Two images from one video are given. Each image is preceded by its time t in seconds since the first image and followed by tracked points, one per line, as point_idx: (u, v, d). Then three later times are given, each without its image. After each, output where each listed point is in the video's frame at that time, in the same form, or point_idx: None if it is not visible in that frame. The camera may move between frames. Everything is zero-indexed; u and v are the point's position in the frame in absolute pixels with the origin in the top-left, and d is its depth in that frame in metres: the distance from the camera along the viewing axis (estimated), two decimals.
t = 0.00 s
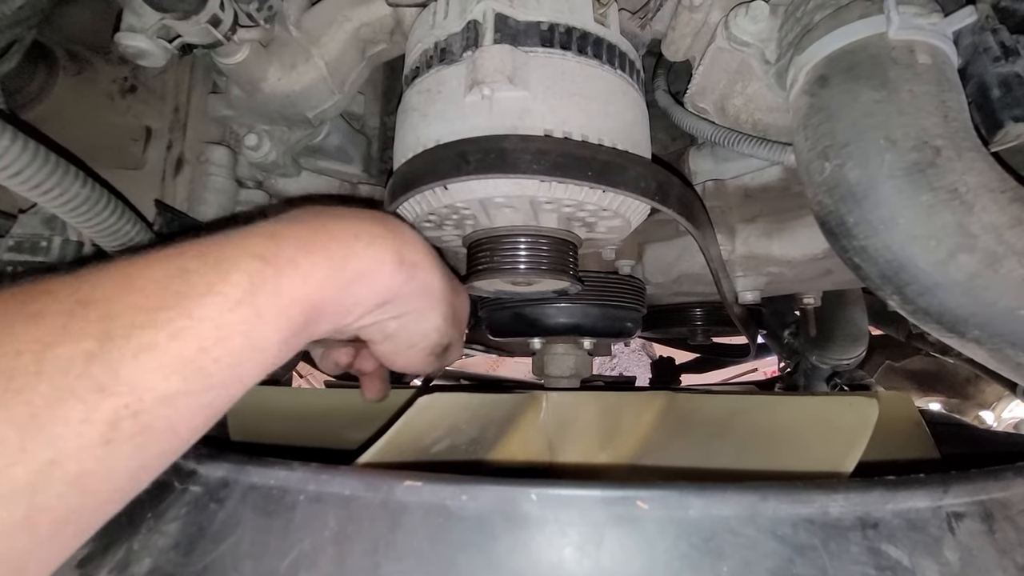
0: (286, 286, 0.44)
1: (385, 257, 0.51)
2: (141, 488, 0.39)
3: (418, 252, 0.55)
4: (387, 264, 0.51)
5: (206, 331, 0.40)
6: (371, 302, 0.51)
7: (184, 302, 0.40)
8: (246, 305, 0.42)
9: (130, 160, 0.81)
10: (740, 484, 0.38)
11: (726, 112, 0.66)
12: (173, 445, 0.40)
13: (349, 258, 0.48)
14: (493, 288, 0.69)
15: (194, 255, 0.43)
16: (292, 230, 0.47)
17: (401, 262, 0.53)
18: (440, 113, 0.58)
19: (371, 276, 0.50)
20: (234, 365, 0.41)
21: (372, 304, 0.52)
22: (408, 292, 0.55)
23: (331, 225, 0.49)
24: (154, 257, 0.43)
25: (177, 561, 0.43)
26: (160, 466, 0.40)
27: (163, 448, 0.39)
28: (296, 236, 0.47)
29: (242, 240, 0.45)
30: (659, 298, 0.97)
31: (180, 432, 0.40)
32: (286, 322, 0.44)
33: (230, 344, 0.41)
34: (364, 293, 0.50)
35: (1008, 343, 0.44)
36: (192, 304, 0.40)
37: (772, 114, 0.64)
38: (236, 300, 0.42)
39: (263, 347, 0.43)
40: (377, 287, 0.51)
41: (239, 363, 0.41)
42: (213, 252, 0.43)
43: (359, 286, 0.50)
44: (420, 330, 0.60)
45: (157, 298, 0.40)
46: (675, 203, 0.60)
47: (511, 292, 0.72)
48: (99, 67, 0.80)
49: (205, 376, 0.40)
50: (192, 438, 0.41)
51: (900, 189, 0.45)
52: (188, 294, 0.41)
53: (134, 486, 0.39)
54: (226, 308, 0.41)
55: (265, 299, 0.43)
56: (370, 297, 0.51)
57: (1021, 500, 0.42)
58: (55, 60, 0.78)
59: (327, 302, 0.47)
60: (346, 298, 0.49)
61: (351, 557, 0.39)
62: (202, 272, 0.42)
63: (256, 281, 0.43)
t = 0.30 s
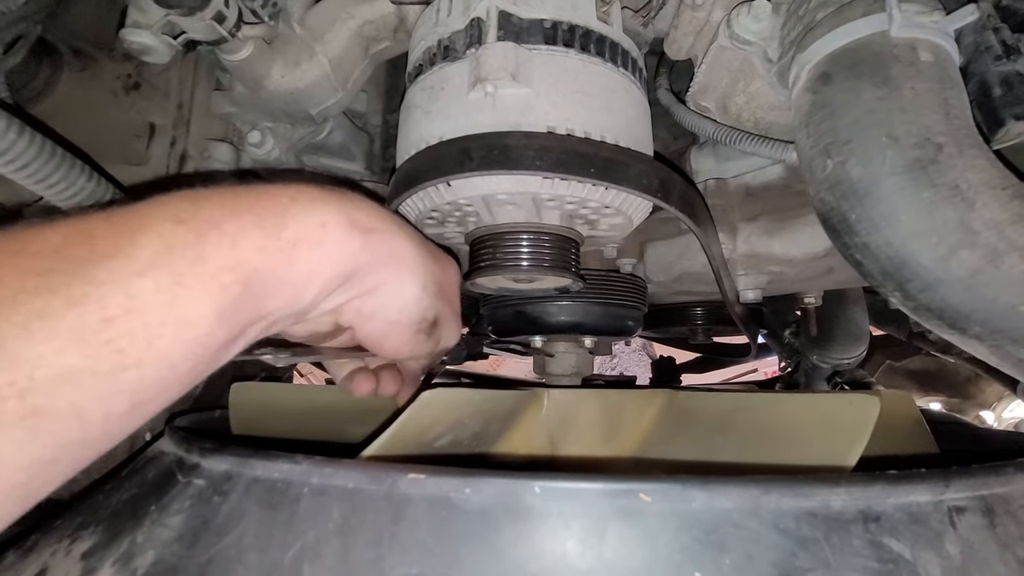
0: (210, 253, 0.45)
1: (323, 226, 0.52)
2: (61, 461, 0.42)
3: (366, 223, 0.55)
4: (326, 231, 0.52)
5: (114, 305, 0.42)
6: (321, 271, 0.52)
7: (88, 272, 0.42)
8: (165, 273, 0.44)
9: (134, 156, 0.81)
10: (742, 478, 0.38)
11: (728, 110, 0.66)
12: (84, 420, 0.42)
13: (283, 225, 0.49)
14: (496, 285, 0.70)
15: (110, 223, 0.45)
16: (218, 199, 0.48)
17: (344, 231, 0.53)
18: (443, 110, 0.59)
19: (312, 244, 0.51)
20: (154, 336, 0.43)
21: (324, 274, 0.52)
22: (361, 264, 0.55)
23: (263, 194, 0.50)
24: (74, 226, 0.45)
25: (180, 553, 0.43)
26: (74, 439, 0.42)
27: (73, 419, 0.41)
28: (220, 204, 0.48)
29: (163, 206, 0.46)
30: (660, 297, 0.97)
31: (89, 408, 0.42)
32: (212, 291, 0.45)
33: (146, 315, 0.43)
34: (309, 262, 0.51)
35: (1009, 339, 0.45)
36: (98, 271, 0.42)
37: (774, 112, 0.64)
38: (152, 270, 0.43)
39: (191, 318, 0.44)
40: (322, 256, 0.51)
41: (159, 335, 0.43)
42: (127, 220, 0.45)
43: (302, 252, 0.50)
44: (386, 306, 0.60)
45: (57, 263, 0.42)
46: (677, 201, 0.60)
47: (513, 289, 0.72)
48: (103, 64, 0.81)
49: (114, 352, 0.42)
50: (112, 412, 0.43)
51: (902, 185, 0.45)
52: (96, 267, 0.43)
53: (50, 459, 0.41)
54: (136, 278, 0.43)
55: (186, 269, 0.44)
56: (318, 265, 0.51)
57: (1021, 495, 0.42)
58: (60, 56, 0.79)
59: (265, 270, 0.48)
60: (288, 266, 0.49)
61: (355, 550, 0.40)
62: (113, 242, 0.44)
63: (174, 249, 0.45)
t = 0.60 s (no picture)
0: (176, 258, 0.46)
1: (294, 227, 0.52)
2: (41, 468, 0.44)
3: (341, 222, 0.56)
4: (298, 232, 0.52)
5: (73, 314, 0.43)
6: (296, 274, 0.52)
7: (47, 285, 0.43)
8: (130, 281, 0.44)
9: (136, 155, 0.81)
10: (744, 474, 0.38)
11: (729, 110, 0.66)
12: (53, 430, 0.43)
13: (251, 228, 0.49)
14: (497, 283, 0.70)
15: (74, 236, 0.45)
16: (184, 205, 0.48)
17: (315, 233, 0.53)
18: (446, 109, 0.59)
19: (285, 247, 0.51)
20: (120, 343, 0.44)
21: (301, 275, 0.53)
22: (338, 262, 0.56)
23: (229, 197, 0.50)
24: (26, 241, 0.45)
25: (182, 549, 0.43)
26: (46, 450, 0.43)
27: (38, 434, 0.42)
28: (185, 209, 0.48)
29: (127, 217, 0.47)
30: (661, 297, 0.97)
31: (60, 416, 0.43)
32: (180, 292, 0.45)
33: (111, 321, 0.43)
34: (283, 265, 0.51)
35: (1011, 338, 0.45)
36: (56, 283, 0.43)
37: (776, 112, 0.65)
38: (115, 280, 0.44)
39: (161, 325, 0.45)
40: (297, 259, 0.52)
41: (126, 341, 0.44)
42: (86, 232, 0.45)
43: (275, 255, 0.50)
44: (374, 290, 0.63)
45: (16, 278, 0.43)
46: (679, 201, 0.60)
47: (515, 288, 0.72)
48: (106, 63, 0.81)
49: (76, 361, 0.43)
50: (82, 421, 0.44)
51: (904, 184, 0.45)
52: (62, 283, 0.43)
53: (26, 467, 0.43)
54: (96, 288, 0.44)
55: (153, 276, 0.45)
56: (293, 269, 0.52)
57: (1023, 494, 0.42)
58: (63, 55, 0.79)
59: (237, 273, 0.48)
60: (261, 268, 0.50)
61: (358, 546, 0.40)
62: (75, 258, 0.44)
63: (136, 257, 0.45)
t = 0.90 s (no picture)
0: (122, 338, 0.40)
1: (245, 281, 0.44)
2: None
3: (313, 271, 0.50)
4: (251, 285, 0.44)
5: (8, 408, 0.37)
6: (263, 331, 0.45)
7: None
8: (72, 369, 0.38)
9: (136, 156, 0.81)
10: (743, 477, 0.38)
11: (729, 112, 0.66)
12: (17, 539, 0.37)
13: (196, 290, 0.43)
14: (497, 285, 0.70)
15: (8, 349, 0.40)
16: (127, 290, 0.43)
17: (282, 280, 0.47)
18: (446, 110, 0.59)
19: (240, 303, 0.44)
20: (74, 429, 0.38)
21: (274, 324, 0.45)
22: (316, 307, 0.50)
23: (179, 270, 0.45)
24: None
25: (181, 550, 0.43)
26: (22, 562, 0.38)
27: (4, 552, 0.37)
28: (135, 290, 0.43)
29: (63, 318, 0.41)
30: (661, 298, 0.97)
31: (20, 519, 0.37)
32: (130, 367, 0.39)
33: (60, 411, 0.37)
34: (240, 323, 0.44)
35: (1010, 340, 0.45)
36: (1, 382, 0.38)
37: (775, 113, 0.64)
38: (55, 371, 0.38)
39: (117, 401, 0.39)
40: (261, 312, 0.45)
41: (77, 428, 0.38)
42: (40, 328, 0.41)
43: (229, 314, 0.43)
44: (365, 315, 0.58)
45: None
46: (679, 203, 0.59)
47: (514, 289, 0.72)
48: (106, 63, 0.81)
49: (27, 453, 0.37)
50: (51, 513, 0.38)
51: (902, 186, 0.45)
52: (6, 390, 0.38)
53: None
54: (42, 374, 0.38)
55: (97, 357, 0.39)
56: (258, 326, 0.45)
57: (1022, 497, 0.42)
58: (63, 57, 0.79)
59: (189, 337, 0.41)
60: (217, 331, 0.42)
61: (355, 547, 0.39)
62: (8, 369, 0.39)
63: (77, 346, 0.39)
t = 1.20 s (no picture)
0: (58, 344, 0.41)
1: (175, 282, 0.46)
2: None
3: (244, 270, 0.52)
4: (181, 285, 0.46)
5: None
6: (196, 330, 0.47)
7: None
8: (10, 373, 0.40)
9: (138, 153, 0.81)
10: (746, 474, 0.38)
11: (731, 110, 0.66)
12: None
13: (127, 293, 0.44)
14: (498, 283, 0.70)
15: None
16: (60, 303, 0.45)
17: (213, 280, 0.49)
18: (448, 108, 0.59)
19: (172, 303, 0.45)
20: (11, 428, 0.39)
21: (207, 319, 0.47)
22: (249, 299, 0.52)
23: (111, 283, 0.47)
24: None
25: (181, 547, 0.42)
26: None
27: None
28: (72, 303, 0.45)
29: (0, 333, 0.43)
30: (662, 298, 0.97)
31: None
32: (64, 366, 0.41)
33: None
34: (174, 322, 0.45)
35: (1013, 338, 0.45)
36: None
37: (778, 111, 0.64)
38: None
39: (54, 401, 0.40)
40: (193, 311, 0.46)
41: (14, 428, 0.39)
42: None
43: (161, 315, 0.45)
44: (303, 305, 0.60)
45: None
46: (682, 201, 0.59)
47: (515, 288, 0.72)
48: (108, 60, 0.81)
49: None
50: None
51: (906, 183, 0.45)
52: None
53: None
54: None
55: (32, 361, 0.41)
56: (191, 325, 0.46)
57: None
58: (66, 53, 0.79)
59: (121, 336, 0.43)
60: (150, 330, 0.44)
61: (357, 544, 0.39)
62: None
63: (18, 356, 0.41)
